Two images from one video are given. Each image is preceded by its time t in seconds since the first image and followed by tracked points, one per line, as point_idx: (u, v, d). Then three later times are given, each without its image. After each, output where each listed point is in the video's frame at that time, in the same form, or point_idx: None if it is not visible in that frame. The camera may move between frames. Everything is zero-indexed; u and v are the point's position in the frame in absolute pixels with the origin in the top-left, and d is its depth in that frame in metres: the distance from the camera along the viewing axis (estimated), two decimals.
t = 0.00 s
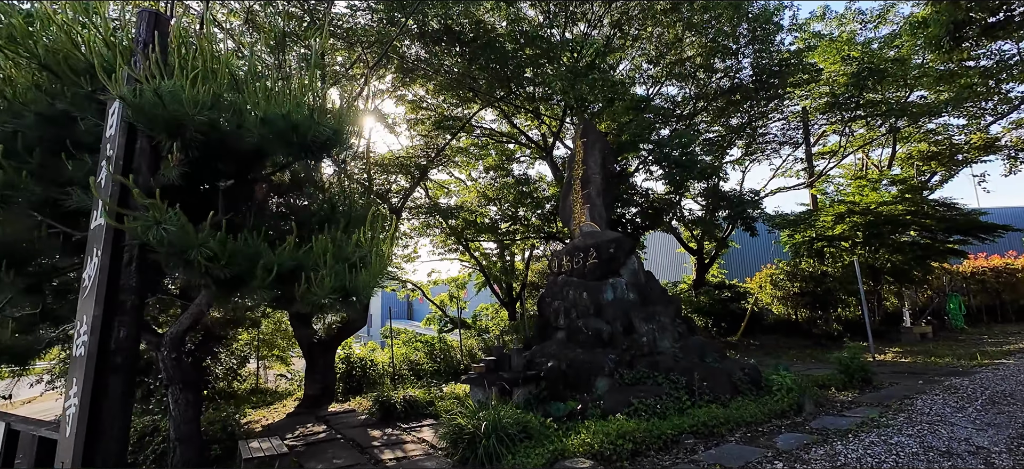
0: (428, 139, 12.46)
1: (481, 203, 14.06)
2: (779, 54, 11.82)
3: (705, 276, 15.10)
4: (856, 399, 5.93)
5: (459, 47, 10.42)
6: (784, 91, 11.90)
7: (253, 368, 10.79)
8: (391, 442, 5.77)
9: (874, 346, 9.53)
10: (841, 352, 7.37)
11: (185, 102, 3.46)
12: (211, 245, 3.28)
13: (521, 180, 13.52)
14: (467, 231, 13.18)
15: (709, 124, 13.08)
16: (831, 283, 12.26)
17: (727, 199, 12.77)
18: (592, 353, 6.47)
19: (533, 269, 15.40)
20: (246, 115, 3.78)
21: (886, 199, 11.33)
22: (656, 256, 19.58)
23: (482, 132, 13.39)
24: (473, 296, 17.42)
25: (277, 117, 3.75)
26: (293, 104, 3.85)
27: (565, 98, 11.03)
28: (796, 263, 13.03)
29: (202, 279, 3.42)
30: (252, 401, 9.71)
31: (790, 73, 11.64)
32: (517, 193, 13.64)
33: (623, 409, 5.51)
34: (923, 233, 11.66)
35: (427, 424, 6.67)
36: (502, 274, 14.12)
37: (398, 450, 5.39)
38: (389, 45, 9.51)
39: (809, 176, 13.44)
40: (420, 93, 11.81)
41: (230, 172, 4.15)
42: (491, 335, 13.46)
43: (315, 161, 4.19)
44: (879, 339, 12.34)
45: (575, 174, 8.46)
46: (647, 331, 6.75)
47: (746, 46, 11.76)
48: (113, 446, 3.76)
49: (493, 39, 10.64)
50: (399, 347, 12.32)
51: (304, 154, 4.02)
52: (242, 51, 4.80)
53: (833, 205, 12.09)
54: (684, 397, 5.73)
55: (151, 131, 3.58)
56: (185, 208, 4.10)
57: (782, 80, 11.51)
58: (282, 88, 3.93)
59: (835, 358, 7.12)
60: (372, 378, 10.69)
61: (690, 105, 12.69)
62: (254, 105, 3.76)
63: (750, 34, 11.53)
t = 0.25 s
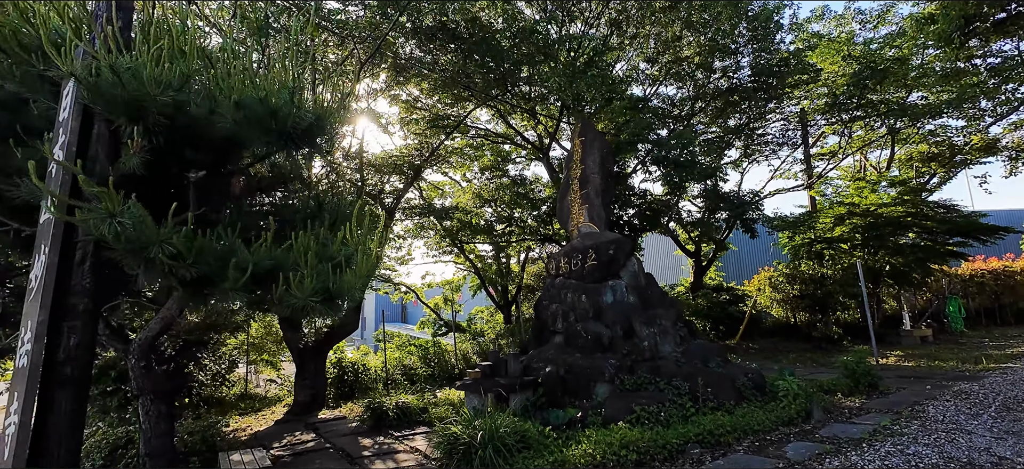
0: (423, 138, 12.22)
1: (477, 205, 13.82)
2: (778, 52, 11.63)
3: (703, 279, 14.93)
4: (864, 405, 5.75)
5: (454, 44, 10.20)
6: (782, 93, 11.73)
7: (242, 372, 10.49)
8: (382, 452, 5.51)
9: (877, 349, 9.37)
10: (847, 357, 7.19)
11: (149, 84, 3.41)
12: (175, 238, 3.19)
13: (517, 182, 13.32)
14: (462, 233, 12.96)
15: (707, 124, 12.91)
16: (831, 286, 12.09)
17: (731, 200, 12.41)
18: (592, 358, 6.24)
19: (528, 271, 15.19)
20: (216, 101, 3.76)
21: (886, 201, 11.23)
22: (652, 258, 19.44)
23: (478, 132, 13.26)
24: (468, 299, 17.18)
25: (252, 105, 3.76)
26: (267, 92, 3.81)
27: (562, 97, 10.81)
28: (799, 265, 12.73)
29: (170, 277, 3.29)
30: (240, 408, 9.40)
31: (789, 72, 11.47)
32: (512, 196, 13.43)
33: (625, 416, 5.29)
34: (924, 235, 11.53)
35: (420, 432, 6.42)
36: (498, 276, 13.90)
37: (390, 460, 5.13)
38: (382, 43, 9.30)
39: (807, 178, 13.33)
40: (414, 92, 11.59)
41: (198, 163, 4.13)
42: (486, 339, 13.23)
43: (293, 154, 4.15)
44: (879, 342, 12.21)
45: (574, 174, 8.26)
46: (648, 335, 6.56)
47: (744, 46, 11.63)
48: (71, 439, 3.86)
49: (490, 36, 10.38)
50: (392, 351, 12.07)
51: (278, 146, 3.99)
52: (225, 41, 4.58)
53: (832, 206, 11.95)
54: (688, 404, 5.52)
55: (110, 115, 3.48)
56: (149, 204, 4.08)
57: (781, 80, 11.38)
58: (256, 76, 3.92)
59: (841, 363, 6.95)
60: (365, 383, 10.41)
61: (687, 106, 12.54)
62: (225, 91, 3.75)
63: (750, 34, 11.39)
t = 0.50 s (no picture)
0: (418, 138, 11.97)
1: (473, 206, 13.56)
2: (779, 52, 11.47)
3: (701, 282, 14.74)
4: (875, 412, 5.55)
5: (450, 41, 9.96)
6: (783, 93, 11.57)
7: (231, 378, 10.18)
8: (374, 462, 5.25)
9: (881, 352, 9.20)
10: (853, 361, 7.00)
11: (104, 57, 3.42)
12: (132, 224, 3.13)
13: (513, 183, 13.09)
14: (457, 234, 12.70)
15: (707, 125, 12.73)
16: (833, 288, 11.89)
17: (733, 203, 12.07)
18: (594, 363, 6.01)
19: (525, 274, 14.94)
20: (184, 80, 3.76)
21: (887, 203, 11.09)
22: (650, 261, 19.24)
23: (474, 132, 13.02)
24: (463, 302, 16.91)
25: (222, 83, 3.77)
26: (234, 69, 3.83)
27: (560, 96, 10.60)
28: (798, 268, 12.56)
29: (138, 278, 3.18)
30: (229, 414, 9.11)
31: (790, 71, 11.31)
32: (509, 197, 13.18)
33: (629, 425, 5.05)
34: (926, 237, 11.40)
35: (414, 440, 6.16)
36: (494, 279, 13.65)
37: None
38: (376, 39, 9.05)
39: (807, 179, 13.18)
40: (409, 91, 11.34)
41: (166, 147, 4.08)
42: (482, 343, 12.97)
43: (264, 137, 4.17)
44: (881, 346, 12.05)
45: (573, 173, 8.05)
46: (652, 339, 6.34)
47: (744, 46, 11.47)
48: (14, 459, 3.59)
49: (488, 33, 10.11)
50: (386, 355, 11.79)
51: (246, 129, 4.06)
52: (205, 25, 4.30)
53: (834, 208, 11.78)
54: (693, 410, 5.30)
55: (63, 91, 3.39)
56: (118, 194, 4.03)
57: (782, 79, 11.22)
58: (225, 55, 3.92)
59: (848, 368, 6.76)
60: (358, 388, 10.13)
61: (686, 106, 12.37)
62: (193, 68, 3.75)
63: (750, 33, 11.22)
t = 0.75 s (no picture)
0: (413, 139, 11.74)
1: (468, 209, 13.32)
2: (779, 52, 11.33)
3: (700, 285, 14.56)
4: (886, 419, 5.36)
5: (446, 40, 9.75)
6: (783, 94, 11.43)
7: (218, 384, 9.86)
8: None
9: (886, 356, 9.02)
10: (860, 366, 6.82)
11: (44, 21, 3.26)
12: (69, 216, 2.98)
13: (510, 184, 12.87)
14: (453, 236, 12.47)
15: (706, 126, 12.58)
16: (835, 292, 11.66)
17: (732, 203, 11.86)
18: (595, 368, 5.78)
19: (521, 277, 14.72)
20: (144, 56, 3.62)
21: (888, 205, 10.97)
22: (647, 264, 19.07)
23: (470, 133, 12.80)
24: (458, 305, 16.65)
25: (187, 58, 3.64)
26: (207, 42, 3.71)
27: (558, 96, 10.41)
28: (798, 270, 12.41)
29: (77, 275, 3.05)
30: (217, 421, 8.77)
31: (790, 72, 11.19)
32: (505, 199, 12.96)
33: (634, 434, 4.82)
34: (928, 239, 11.27)
35: (407, 450, 5.89)
36: (490, 282, 13.42)
37: None
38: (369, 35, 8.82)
39: (806, 181, 13.05)
40: (403, 91, 11.12)
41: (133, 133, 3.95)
42: (478, 347, 12.72)
43: (239, 126, 4.02)
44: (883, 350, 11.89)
45: (571, 173, 7.85)
46: (654, 344, 6.12)
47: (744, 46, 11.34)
48: None
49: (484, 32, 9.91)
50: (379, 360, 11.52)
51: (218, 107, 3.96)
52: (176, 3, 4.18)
53: (834, 210, 11.64)
54: (700, 418, 5.08)
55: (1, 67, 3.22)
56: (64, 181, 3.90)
57: (782, 80, 11.08)
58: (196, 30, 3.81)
59: (855, 373, 6.57)
60: (350, 394, 9.84)
61: (684, 107, 12.22)
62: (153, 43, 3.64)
63: (750, 33, 11.07)
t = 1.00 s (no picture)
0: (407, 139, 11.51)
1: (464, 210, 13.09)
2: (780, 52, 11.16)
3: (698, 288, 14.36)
4: (898, 426, 5.16)
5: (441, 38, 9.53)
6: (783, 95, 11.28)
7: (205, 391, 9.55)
8: None
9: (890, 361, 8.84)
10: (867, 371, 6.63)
11: None
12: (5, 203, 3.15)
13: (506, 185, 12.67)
14: (448, 238, 12.22)
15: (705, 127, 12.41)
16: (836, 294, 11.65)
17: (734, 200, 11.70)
18: (596, 374, 5.55)
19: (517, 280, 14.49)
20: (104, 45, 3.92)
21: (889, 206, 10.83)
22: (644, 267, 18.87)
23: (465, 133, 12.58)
24: (453, 309, 16.39)
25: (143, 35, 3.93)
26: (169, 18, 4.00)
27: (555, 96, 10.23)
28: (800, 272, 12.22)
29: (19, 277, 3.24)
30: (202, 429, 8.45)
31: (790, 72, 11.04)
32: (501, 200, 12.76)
33: (638, 443, 4.59)
34: (931, 241, 11.13)
35: (400, 460, 5.64)
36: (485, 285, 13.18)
37: None
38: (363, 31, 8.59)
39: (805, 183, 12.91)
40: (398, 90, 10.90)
41: (77, 109, 4.13)
42: (473, 351, 12.47)
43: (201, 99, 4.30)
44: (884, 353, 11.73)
45: (570, 173, 7.64)
46: (657, 349, 5.90)
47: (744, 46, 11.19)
48: None
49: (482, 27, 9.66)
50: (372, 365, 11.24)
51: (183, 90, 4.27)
52: None
53: (835, 211, 11.48)
54: (706, 426, 4.87)
55: None
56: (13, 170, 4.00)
57: (782, 80, 10.95)
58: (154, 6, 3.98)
59: (863, 378, 6.37)
60: (341, 400, 9.55)
61: (683, 108, 12.06)
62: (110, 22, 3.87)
63: (750, 32, 10.93)
